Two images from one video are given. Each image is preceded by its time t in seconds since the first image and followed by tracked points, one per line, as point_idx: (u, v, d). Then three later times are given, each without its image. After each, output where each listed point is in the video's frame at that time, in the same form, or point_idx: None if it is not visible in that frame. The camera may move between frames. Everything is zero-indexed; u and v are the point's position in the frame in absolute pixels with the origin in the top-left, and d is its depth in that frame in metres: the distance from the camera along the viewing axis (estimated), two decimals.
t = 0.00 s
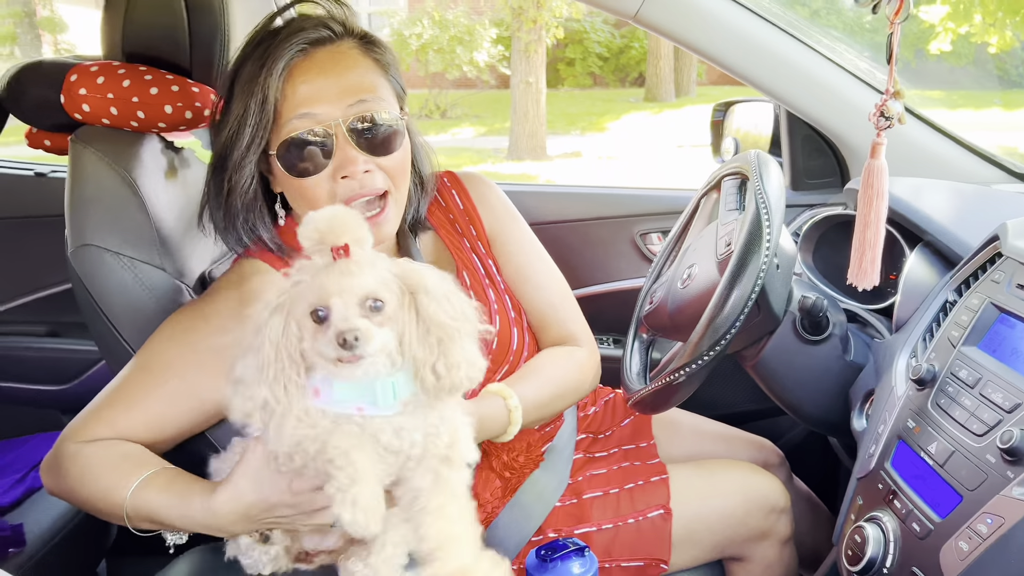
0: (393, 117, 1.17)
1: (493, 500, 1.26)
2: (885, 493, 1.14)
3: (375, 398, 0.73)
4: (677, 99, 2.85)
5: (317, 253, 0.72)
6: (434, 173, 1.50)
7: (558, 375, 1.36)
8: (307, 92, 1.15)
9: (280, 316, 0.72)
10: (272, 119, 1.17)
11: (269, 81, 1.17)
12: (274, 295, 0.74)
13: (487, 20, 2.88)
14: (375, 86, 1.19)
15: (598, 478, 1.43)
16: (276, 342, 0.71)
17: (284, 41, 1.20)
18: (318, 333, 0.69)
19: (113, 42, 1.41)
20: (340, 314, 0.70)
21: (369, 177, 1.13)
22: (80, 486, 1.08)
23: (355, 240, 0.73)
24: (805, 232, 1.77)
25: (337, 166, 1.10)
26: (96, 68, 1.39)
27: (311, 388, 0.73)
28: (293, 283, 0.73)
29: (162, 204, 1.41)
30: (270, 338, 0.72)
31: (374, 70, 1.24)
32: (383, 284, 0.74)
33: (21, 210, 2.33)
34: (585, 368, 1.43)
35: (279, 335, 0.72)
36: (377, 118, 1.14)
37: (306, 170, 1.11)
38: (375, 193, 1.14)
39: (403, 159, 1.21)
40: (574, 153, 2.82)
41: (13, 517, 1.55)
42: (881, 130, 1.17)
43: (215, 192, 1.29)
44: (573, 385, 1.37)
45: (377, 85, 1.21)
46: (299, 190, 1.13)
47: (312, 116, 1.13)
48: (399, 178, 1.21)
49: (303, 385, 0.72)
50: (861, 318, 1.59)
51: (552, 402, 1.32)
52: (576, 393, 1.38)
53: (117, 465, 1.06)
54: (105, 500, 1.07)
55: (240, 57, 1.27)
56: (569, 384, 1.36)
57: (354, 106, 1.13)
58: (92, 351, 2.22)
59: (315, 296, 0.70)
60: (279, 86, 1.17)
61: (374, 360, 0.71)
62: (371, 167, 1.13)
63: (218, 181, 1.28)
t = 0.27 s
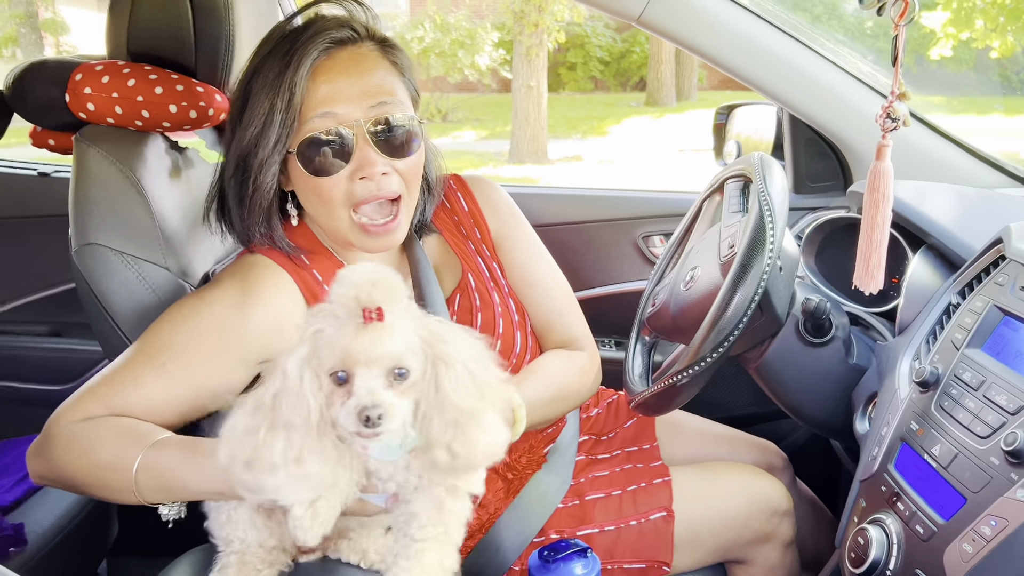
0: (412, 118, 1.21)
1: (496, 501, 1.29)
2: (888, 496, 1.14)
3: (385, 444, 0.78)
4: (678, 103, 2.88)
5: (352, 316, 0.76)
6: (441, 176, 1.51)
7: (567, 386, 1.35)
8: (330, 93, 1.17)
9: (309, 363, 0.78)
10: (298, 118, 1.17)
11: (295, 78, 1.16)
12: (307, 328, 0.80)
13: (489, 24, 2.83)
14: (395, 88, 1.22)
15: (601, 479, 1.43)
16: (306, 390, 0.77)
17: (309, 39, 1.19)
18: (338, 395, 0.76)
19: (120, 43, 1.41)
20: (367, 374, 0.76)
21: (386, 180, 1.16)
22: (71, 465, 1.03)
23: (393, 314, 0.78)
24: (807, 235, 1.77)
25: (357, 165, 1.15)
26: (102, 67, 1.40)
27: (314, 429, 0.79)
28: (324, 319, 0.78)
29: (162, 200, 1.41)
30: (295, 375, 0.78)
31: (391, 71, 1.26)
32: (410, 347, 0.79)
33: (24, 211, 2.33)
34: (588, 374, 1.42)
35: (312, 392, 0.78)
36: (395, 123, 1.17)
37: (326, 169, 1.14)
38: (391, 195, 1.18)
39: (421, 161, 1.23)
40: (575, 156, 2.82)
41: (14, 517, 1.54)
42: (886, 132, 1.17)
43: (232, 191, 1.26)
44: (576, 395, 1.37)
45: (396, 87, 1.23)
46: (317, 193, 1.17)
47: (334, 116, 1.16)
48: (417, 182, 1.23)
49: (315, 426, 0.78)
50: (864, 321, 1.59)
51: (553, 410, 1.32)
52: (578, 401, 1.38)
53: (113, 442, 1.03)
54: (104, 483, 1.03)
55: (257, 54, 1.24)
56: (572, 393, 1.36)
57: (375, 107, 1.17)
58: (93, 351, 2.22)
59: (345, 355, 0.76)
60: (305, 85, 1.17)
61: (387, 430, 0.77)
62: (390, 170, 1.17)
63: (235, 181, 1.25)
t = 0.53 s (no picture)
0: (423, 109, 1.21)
1: (494, 500, 1.30)
2: (889, 495, 1.14)
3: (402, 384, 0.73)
4: (678, 108, 2.90)
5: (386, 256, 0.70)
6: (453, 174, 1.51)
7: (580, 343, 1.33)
8: (343, 81, 1.20)
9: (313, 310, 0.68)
10: (311, 104, 1.20)
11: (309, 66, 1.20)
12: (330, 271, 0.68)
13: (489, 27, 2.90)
14: (408, 80, 1.23)
15: (602, 480, 1.42)
16: (335, 334, 0.69)
17: (325, 29, 1.23)
18: (377, 334, 0.71)
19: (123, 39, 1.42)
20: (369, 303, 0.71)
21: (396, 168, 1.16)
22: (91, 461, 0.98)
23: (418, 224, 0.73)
24: (808, 237, 1.77)
25: (367, 155, 1.15)
26: (103, 63, 1.40)
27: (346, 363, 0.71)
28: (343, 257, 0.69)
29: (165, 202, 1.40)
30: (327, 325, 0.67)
31: (406, 63, 1.28)
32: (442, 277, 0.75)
33: (25, 210, 2.33)
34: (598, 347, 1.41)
35: (350, 338, 0.69)
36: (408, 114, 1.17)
37: (336, 157, 1.15)
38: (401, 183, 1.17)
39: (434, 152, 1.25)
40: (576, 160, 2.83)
41: (13, 516, 1.53)
42: (889, 130, 1.17)
43: (252, 181, 1.29)
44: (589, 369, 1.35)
45: (409, 78, 1.25)
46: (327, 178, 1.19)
47: (346, 104, 1.18)
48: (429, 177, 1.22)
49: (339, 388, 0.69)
50: (865, 322, 1.58)
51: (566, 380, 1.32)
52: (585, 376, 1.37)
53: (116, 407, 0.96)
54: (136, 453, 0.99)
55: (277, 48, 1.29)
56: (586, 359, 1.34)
57: (388, 98, 1.19)
58: (93, 350, 2.22)
59: (368, 292, 0.70)
60: (319, 73, 1.20)
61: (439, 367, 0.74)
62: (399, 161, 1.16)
63: (254, 170, 1.28)
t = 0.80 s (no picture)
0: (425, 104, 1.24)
1: (497, 506, 1.28)
2: (891, 504, 1.14)
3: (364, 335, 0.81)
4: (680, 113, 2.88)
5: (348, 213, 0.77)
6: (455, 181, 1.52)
7: (559, 346, 1.35)
8: (348, 75, 1.24)
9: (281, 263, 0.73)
10: (317, 97, 1.23)
11: (316, 60, 1.23)
12: (293, 233, 0.75)
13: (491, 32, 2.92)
14: (410, 77, 1.27)
15: (604, 488, 1.43)
16: (309, 294, 0.74)
17: (331, 26, 1.27)
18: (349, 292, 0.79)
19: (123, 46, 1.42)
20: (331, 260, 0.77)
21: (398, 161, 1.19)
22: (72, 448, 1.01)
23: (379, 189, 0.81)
24: (809, 244, 1.77)
25: (370, 144, 1.18)
26: (107, 73, 1.41)
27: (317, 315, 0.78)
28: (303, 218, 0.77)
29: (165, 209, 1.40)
30: (300, 285, 0.74)
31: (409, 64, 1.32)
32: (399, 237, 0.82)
33: (28, 217, 2.33)
34: (586, 350, 1.43)
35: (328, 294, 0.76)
36: (406, 104, 1.20)
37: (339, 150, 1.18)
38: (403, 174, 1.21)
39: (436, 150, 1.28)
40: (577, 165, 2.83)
41: (15, 522, 1.53)
42: (890, 139, 1.17)
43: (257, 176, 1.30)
44: (576, 368, 1.38)
45: (412, 77, 1.29)
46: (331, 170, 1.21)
47: (349, 96, 1.22)
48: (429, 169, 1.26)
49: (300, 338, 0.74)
50: (867, 330, 1.58)
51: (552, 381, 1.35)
52: (574, 377, 1.38)
53: (98, 410, 0.98)
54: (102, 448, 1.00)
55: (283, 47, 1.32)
56: (569, 358, 1.36)
57: (390, 92, 1.23)
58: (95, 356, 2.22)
59: (333, 252, 0.76)
60: (325, 67, 1.24)
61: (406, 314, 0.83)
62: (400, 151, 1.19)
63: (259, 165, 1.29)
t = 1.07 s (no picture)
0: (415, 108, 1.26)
1: (499, 515, 1.27)
2: (896, 510, 1.13)
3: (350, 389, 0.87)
4: (682, 116, 2.75)
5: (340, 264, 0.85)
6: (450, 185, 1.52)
7: (555, 363, 1.33)
8: (337, 82, 1.23)
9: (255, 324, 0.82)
10: (305, 105, 1.23)
11: (301, 68, 1.22)
12: (283, 288, 0.83)
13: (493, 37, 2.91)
14: (398, 82, 1.27)
15: (607, 495, 1.42)
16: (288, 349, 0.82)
17: (318, 32, 1.27)
18: (334, 344, 0.86)
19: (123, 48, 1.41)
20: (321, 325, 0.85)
21: (391, 165, 1.22)
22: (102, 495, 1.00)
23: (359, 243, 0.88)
24: (812, 248, 1.76)
25: (362, 150, 1.20)
26: (108, 80, 1.41)
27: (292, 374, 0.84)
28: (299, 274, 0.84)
29: (168, 219, 1.41)
30: (283, 343, 0.81)
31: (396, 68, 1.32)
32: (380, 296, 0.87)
33: (31, 223, 2.33)
34: (582, 369, 1.39)
35: (307, 349, 0.84)
36: (394, 109, 1.22)
37: (330, 158, 1.20)
38: (395, 180, 1.23)
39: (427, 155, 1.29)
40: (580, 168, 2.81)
41: (17, 529, 1.54)
42: (893, 144, 1.17)
43: (247, 185, 1.30)
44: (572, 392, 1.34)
45: (400, 82, 1.29)
46: (322, 180, 1.22)
47: (337, 105, 1.22)
48: (422, 172, 1.28)
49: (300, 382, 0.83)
50: (870, 334, 1.58)
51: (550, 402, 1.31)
52: (574, 390, 1.36)
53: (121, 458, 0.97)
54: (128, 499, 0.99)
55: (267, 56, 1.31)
56: (565, 385, 1.32)
57: (378, 97, 1.23)
58: (97, 363, 2.22)
59: (321, 305, 0.83)
60: (311, 75, 1.23)
61: (390, 367, 0.87)
62: (394, 156, 1.22)
63: (248, 174, 1.30)
